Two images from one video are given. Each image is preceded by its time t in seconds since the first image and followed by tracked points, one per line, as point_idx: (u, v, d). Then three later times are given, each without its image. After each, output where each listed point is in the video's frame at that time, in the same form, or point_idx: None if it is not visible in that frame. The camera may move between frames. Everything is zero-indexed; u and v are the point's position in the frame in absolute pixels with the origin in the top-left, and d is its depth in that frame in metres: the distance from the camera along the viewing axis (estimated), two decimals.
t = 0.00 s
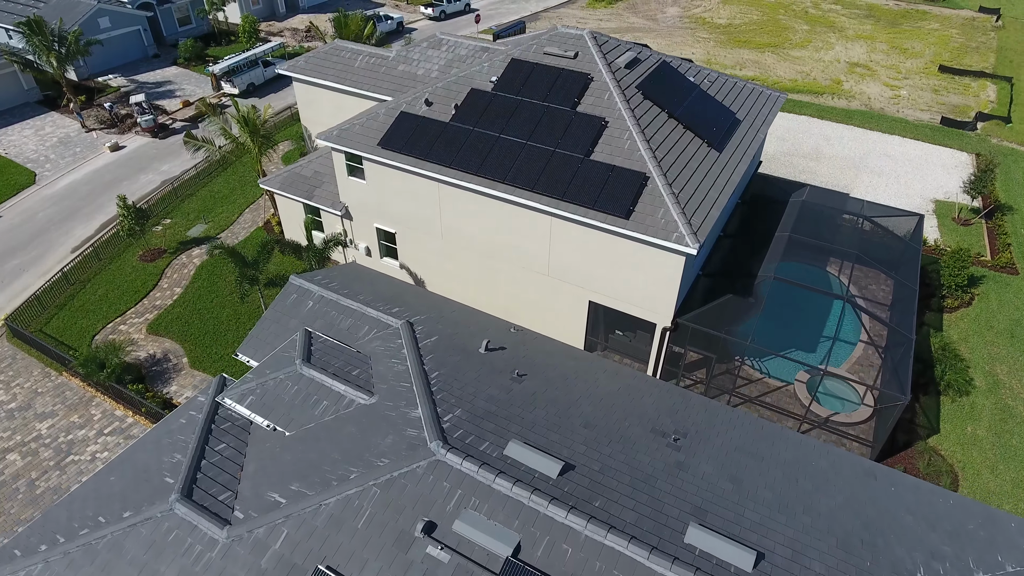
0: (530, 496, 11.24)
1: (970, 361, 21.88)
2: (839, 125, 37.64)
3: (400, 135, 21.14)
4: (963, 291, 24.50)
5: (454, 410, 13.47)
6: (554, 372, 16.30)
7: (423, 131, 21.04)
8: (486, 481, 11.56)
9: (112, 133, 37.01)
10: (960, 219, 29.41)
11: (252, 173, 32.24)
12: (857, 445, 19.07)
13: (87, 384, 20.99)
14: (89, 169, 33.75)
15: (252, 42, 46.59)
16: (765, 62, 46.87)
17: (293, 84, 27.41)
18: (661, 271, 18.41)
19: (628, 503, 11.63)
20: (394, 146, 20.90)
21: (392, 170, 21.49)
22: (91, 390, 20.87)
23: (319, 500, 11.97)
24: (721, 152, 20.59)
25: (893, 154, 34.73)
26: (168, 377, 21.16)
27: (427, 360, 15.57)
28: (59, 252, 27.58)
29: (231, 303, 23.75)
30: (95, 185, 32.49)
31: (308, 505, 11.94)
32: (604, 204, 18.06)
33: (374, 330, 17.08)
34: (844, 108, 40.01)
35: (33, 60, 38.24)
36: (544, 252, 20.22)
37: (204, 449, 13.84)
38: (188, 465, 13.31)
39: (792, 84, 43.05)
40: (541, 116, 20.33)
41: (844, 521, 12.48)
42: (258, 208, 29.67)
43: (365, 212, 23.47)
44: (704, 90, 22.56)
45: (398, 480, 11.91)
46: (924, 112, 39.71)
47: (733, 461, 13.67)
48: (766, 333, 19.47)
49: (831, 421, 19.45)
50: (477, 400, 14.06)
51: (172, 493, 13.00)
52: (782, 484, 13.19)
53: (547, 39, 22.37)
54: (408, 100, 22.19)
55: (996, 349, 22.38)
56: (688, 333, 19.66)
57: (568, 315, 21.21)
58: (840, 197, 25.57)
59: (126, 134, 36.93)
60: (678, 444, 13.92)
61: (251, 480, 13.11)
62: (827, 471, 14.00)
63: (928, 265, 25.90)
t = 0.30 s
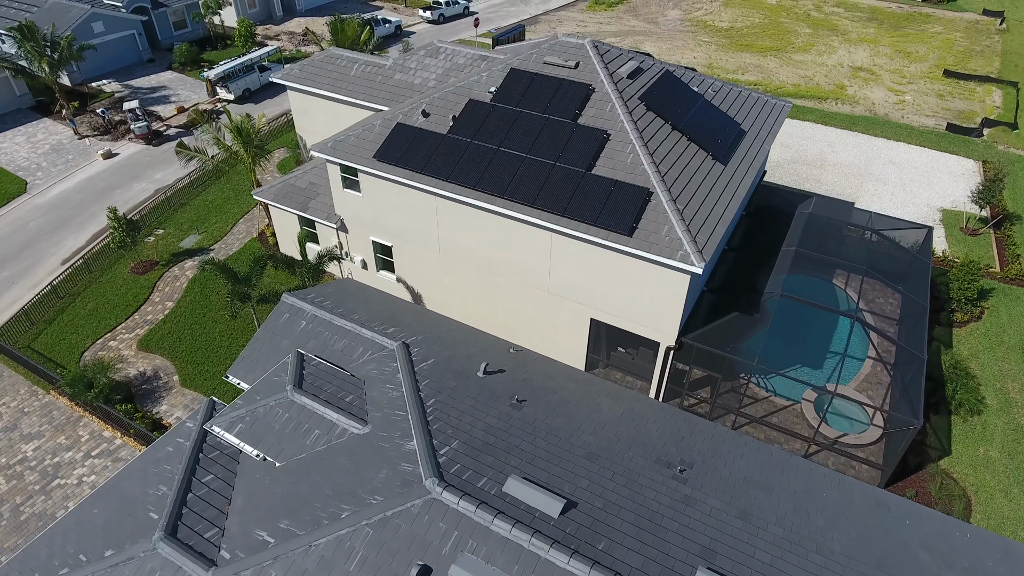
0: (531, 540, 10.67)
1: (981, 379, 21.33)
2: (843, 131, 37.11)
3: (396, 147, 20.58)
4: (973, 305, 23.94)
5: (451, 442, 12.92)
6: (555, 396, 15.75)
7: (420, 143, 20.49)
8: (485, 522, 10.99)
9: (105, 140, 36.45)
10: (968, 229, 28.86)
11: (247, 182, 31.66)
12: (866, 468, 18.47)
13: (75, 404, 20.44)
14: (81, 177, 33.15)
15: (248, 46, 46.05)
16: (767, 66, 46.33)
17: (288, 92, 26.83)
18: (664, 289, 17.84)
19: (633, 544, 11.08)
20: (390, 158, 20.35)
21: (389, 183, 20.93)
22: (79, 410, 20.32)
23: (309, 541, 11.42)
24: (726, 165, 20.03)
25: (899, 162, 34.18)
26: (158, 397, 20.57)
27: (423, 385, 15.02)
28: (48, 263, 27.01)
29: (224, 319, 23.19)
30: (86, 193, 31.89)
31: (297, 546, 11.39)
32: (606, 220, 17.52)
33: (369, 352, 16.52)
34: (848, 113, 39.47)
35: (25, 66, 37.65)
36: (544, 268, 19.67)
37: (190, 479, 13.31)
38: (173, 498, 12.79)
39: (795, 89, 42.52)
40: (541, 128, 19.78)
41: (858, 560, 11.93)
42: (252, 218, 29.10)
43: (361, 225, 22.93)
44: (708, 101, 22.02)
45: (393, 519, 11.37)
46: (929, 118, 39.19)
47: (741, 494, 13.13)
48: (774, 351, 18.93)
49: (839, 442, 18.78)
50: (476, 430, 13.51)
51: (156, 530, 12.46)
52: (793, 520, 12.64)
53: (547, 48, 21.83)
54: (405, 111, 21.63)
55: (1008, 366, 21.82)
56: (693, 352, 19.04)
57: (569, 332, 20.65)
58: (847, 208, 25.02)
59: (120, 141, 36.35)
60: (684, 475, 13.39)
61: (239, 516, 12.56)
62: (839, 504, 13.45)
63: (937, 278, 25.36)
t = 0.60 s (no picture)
0: None
1: (993, 397, 20.77)
2: (847, 138, 36.57)
3: (392, 160, 20.02)
4: (984, 319, 23.40)
5: (447, 477, 12.39)
6: (555, 422, 15.22)
7: (417, 156, 19.92)
8: (481, 567, 10.43)
9: (98, 146, 35.87)
10: (976, 239, 28.33)
11: (242, 190, 31.10)
12: (877, 492, 17.90)
13: (61, 424, 19.88)
14: (72, 185, 32.56)
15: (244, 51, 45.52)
16: (770, 70, 45.75)
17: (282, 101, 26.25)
18: (668, 309, 17.28)
19: None
20: (385, 172, 19.79)
21: (385, 197, 20.39)
22: (66, 431, 19.76)
23: None
24: (731, 179, 19.46)
25: (905, 169, 33.64)
26: (148, 417, 19.99)
27: (419, 412, 14.46)
28: (37, 276, 26.42)
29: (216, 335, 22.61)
30: (77, 202, 31.31)
31: None
32: (609, 238, 16.96)
33: (363, 375, 15.96)
34: (852, 119, 38.93)
35: (16, 71, 37.04)
36: (544, 285, 19.13)
37: (174, 517, 12.73)
38: (156, 538, 12.23)
39: (798, 94, 41.95)
40: (541, 141, 19.21)
41: None
42: (247, 229, 28.54)
43: (356, 238, 22.38)
44: (713, 111, 21.47)
45: (385, 563, 10.83)
46: (935, 124, 38.63)
47: (750, 530, 12.58)
48: (779, 371, 18.53)
49: (849, 465, 18.25)
50: (473, 463, 12.98)
51: (139, 570, 11.93)
52: (804, 559, 12.10)
53: (547, 58, 21.28)
54: (401, 122, 21.05)
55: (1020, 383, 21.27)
56: (698, 373, 18.52)
57: (571, 350, 20.13)
58: (854, 220, 24.47)
59: (112, 148, 35.75)
60: (690, 510, 12.87)
61: (225, 556, 12.03)
62: (852, 540, 12.92)
63: (946, 291, 24.85)
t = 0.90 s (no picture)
0: None
1: (1006, 417, 20.22)
2: (852, 145, 36.03)
3: (388, 174, 19.47)
4: (995, 334, 22.85)
5: (443, 515, 11.94)
6: (557, 450, 14.70)
7: (413, 169, 19.36)
8: None
9: (91, 154, 35.29)
10: (985, 250, 27.78)
11: (237, 200, 30.53)
12: (889, 518, 17.30)
13: (47, 446, 19.31)
14: (64, 194, 31.99)
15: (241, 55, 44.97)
16: (772, 75, 45.20)
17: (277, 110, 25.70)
18: (673, 330, 16.73)
19: None
20: (381, 186, 19.23)
21: (381, 212, 19.84)
22: (52, 453, 19.19)
23: None
24: (737, 193, 18.91)
25: (911, 177, 33.10)
26: (137, 438, 19.43)
27: (415, 441, 13.94)
28: (26, 289, 25.85)
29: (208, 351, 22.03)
30: (69, 212, 30.73)
31: None
32: (612, 257, 16.41)
33: (357, 401, 15.39)
34: (856, 126, 38.38)
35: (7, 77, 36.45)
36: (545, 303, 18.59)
37: (157, 555, 12.14)
38: None
39: (801, 99, 41.41)
40: (541, 155, 18.65)
41: None
42: (241, 239, 27.97)
43: (352, 252, 21.82)
44: (717, 123, 20.93)
45: None
46: (940, 130, 38.09)
47: (760, 569, 12.05)
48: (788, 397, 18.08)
49: (858, 491, 17.58)
50: (470, 499, 12.52)
51: None
52: None
53: (547, 68, 20.73)
54: (398, 133, 20.47)
55: None
56: (703, 396, 18.05)
57: (572, 369, 19.60)
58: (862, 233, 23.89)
59: (105, 155, 35.17)
60: (697, 548, 12.35)
61: None
62: None
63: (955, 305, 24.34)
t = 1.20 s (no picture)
0: None
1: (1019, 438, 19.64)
2: (857, 152, 35.47)
3: (383, 188, 18.90)
4: (1007, 350, 22.29)
5: (439, 555, 11.51)
6: (557, 481, 14.16)
7: (410, 183, 18.80)
8: None
9: (83, 161, 34.70)
10: (994, 261, 27.25)
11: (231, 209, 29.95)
12: (898, 544, 16.82)
13: (31, 469, 18.70)
14: (55, 203, 31.37)
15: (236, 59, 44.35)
16: (775, 80, 44.64)
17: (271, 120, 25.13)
18: (678, 352, 16.19)
19: None
20: (376, 201, 18.68)
21: (376, 226, 19.27)
22: (38, 476, 18.61)
23: None
24: (743, 209, 18.33)
25: (917, 185, 32.56)
26: (125, 460, 18.87)
27: (410, 473, 13.40)
28: (14, 303, 25.26)
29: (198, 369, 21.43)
30: (59, 222, 30.11)
31: None
32: (615, 277, 15.86)
33: (351, 428, 14.80)
34: (861, 131, 37.83)
35: None
36: (545, 321, 18.04)
37: None
38: None
39: (805, 104, 40.84)
40: (541, 169, 18.09)
41: None
42: (235, 251, 27.39)
43: (347, 267, 21.26)
44: (722, 134, 20.37)
45: None
46: (946, 136, 37.54)
47: None
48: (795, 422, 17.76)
49: (869, 514, 17.05)
50: (467, 537, 12.05)
51: None
52: None
53: (547, 78, 20.17)
54: (394, 146, 19.89)
55: None
56: (709, 419, 17.58)
57: (573, 389, 19.06)
58: (869, 246, 23.35)
59: (98, 163, 34.57)
60: None
61: None
62: None
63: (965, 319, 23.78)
